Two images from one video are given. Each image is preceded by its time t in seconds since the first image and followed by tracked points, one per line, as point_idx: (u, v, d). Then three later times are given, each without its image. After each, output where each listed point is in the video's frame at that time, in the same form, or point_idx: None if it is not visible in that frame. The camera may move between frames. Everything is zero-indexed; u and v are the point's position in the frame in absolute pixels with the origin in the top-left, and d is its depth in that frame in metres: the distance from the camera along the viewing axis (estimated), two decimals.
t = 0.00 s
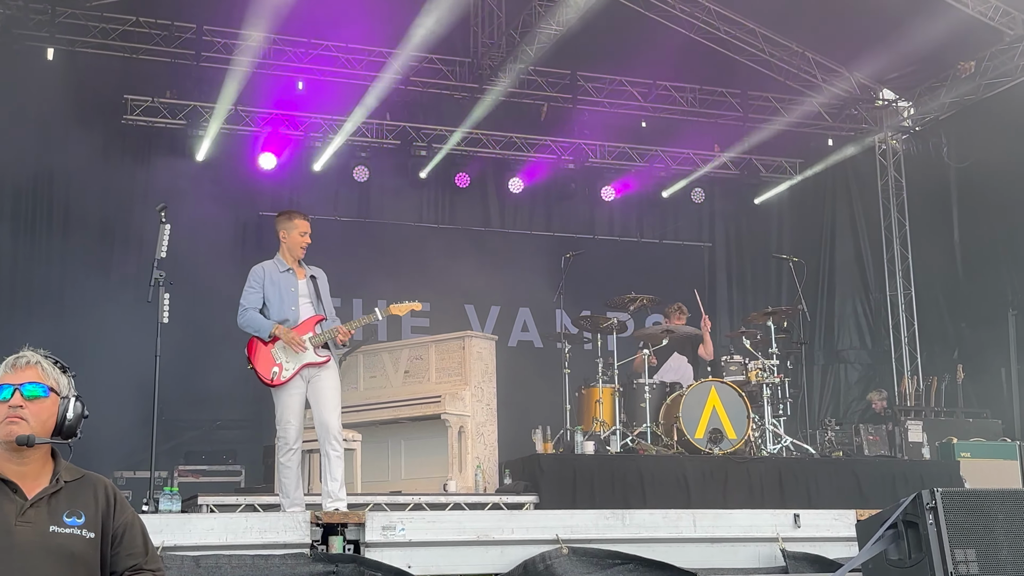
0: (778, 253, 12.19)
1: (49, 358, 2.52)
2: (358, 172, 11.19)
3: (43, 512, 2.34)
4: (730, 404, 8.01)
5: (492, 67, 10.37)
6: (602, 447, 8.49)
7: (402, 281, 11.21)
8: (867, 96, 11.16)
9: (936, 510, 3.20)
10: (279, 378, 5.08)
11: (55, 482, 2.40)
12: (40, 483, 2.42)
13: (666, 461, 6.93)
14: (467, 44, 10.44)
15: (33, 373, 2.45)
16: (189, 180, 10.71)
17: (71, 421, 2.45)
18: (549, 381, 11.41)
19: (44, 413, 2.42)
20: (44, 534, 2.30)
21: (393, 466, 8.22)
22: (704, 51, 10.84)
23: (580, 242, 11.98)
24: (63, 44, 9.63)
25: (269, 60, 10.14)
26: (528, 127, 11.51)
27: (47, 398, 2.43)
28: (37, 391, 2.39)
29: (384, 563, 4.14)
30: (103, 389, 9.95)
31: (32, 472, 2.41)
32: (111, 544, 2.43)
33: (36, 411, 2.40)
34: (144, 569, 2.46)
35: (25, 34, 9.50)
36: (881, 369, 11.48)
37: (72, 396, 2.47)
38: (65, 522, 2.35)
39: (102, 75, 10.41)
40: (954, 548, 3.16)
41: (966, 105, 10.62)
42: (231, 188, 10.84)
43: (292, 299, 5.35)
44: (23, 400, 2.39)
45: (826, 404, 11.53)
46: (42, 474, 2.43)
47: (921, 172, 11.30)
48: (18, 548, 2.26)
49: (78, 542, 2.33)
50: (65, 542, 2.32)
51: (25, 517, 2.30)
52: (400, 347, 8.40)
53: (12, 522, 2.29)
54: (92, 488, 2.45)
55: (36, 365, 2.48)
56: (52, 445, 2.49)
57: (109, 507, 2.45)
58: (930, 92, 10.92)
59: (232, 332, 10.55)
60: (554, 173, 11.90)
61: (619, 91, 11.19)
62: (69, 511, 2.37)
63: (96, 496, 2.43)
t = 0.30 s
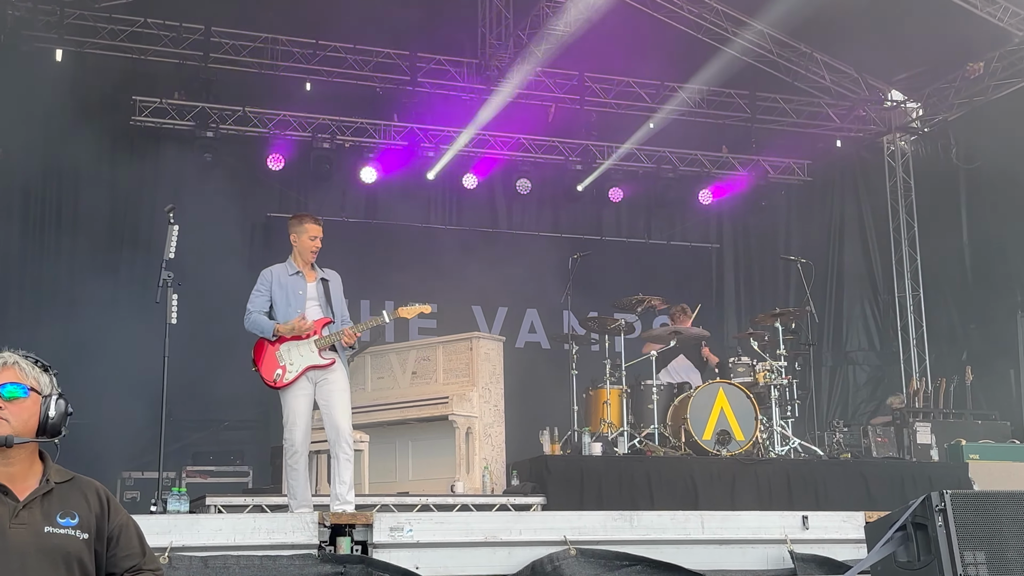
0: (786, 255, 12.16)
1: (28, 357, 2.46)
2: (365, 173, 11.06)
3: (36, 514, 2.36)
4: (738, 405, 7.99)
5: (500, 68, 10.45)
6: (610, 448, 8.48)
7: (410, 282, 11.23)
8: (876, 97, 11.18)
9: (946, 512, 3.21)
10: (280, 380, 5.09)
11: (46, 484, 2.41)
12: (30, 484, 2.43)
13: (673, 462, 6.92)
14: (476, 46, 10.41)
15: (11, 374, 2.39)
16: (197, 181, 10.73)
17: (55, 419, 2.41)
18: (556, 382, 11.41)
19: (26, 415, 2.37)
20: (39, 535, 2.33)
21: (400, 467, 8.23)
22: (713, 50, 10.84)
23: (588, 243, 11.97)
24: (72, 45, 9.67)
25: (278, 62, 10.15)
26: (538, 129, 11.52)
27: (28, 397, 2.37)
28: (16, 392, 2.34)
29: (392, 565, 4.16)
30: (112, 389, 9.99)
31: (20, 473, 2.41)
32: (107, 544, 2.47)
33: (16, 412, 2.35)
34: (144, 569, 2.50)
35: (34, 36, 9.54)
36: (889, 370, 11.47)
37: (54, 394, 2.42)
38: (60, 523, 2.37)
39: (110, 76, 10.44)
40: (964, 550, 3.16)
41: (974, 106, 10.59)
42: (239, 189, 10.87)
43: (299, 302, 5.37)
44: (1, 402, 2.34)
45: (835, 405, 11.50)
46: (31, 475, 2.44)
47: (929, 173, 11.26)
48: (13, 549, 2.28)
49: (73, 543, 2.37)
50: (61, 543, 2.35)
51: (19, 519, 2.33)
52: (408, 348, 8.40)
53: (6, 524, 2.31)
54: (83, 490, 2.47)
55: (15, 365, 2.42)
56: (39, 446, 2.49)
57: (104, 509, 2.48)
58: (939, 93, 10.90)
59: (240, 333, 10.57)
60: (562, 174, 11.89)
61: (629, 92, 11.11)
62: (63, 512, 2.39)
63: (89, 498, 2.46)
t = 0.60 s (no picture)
0: (791, 254, 12.14)
1: (34, 356, 2.47)
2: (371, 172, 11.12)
3: (36, 513, 2.38)
4: (743, 404, 7.99)
5: (504, 67, 10.42)
6: (615, 446, 8.48)
7: (415, 281, 11.25)
8: (881, 96, 11.14)
9: (949, 511, 3.20)
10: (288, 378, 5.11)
11: (46, 483, 2.43)
12: (30, 483, 2.44)
13: (677, 461, 6.91)
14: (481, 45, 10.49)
15: (15, 372, 2.41)
16: (202, 180, 10.74)
17: (58, 419, 2.40)
18: (561, 381, 11.41)
19: (29, 414, 2.38)
20: (38, 534, 2.35)
21: (404, 466, 8.24)
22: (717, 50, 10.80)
23: (592, 242, 11.97)
24: (78, 44, 9.69)
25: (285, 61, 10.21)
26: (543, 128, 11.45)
27: (32, 397, 2.38)
28: (21, 389, 2.35)
29: (395, 563, 4.16)
30: (117, 387, 10.02)
31: (20, 472, 2.43)
32: (106, 545, 2.48)
33: (19, 409, 2.36)
34: (144, 570, 2.51)
35: (39, 35, 9.55)
36: (894, 369, 11.49)
37: (58, 393, 2.43)
38: (58, 523, 2.39)
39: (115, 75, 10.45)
40: (967, 550, 3.15)
41: (980, 105, 10.56)
42: (244, 188, 10.88)
43: (307, 297, 5.37)
44: (5, 399, 2.35)
45: (840, 405, 11.48)
46: (31, 474, 2.45)
47: (935, 172, 11.23)
48: (11, 548, 2.30)
49: (71, 542, 2.38)
50: (59, 543, 2.37)
51: (18, 517, 2.35)
52: (412, 347, 8.41)
53: (5, 523, 2.33)
54: (82, 490, 2.49)
55: (20, 363, 2.44)
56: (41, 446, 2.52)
57: (103, 510, 2.50)
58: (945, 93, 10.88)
59: (245, 331, 10.59)
60: (567, 174, 11.92)
61: (634, 91, 11.18)
62: (61, 513, 2.41)
63: (88, 499, 2.48)
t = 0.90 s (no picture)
0: (793, 252, 12.13)
1: (37, 355, 2.50)
2: (371, 170, 11.14)
3: (39, 511, 2.39)
4: (746, 403, 7.99)
5: (507, 64, 10.30)
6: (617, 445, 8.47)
7: (418, 279, 11.27)
8: (884, 95, 11.15)
9: (952, 511, 3.20)
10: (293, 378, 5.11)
11: (50, 482, 2.44)
12: (33, 482, 2.45)
13: (679, 460, 6.91)
14: (483, 44, 10.42)
15: (22, 372, 2.43)
16: (205, 178, 10.74)
17: (62, 418, 2.45)
18: (563, 380, 11.40)
19: (35, 414, 2.41)
20: (42, 533, 2.36)
21: (406, 464, 8.24)
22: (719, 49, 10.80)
23: (594, 240, 11.98)
24: (81, 42, 9.69)
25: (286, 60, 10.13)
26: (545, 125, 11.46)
27: (38, 397, 2.42)
28: (29, 389, 2.39)
29: (398, 561, 4.16)
30: (120, 385, 10.03)
31: (24, 471, 2.44)
32: (110, 545, 2.49)
33: (27, 409, 2.39)
34: (148, 568, 2.52)
35: (43, 32, 9.55)
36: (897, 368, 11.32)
37: (61, 392, 2.47)
38: (61, 522, 2.40)
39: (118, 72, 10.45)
40: (970, 550, 3.15)
41: (984, 103, 10.54)
42: (247, 186, 10.88)
43: (312, 298, 5.37)
44: (12, 399, 2.38)
45: (842, 403, 11.48)
46: (34, 473, 2.46)
47: (938, 170, 11.22)
48: (14, 545, 2.31)
49: (74, 541, 2.39)
50: (61, 541, 2.37)
51: (22, 516, 2.35)
52: (414, 345, 8.41)
53: (8, 521, 2.34)
54: (85, 488, 2.50)
55: (25, 363, 2.46)
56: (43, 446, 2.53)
57: (105, 509, 2.51)
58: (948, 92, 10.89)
59: (247, 329, 10.60)
60: (570, 172, 11.91)
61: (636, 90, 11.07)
62: (64, 511, 2.42)
63: (91, 497, 2.49)
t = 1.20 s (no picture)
0: (794, 250, 12.14)
1: (49, 352, 2.59)
2: (373, 166, 11.10)
3: (45, 507, 2.42)
4: (746, 400, 7.99)
5: (507, 62, 10.34)
6: (617, 441, 8.48)
7: (418, 276, 11.30)
8: (885, 92, 11.16)
9: (952, 507, 3.21)
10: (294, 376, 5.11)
11: (56, 478, 2.47)
12: (40, 478, 2.49)
13: (679, 456, 6.91)
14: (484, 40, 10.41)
15: (42, 369, 2.52)
16: (206, 174, 10.74)
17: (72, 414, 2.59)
18: (564, 377, 11.42)
19: (51, 411, 2.51)
20: (48, 528, 2.38)
21: (407, 460, 8.26)
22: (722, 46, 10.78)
23: (595, 237, 12.01)
24: (83, 39, 9.70)
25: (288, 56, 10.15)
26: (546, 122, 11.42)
27: (54, 395, 2.52)
28: (53, 388, 2.49)
29: (399, 556, 4.22)
30: (122, 381, 10.06)
31: (30, 466, 2.48)
32: (115, 540, 2.52)
33: (50, 407, 2.50)
34: (152, 562, 2.54)
35: (44, 28, 9.55)
36: (898, 365, 11.28)
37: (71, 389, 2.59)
38: (66, 517, 2.42)
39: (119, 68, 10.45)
40: (969, 546, 3.17)
41: (985, 101, 10.54)
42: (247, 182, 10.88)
43: (311, 297, 5.38)
44: (36, 397, 2.48)
45: (843, 400, 11.50)
46: (42, 469, 2.50)
47: (939, 167, 11.21)
48: (21, 541, 2.34)
49: (79, 537, 2.41)
50: (68, 537, 2.40)
51: (28, 511, 2.39)
52: (415, 342, 8.43)
53: (16, 516, 2.37)
54: (89, 483, 2.52)
55: (44, 361, 2.55)
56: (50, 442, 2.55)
57: (110, 504, 2.53)
58: (949, 89, 10.90)
59: (248, 325, 10.61)
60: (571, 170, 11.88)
61: (637, 87, 11.12)
62: (69, 507, 2.44)
63: (95, 492, 2.51)
